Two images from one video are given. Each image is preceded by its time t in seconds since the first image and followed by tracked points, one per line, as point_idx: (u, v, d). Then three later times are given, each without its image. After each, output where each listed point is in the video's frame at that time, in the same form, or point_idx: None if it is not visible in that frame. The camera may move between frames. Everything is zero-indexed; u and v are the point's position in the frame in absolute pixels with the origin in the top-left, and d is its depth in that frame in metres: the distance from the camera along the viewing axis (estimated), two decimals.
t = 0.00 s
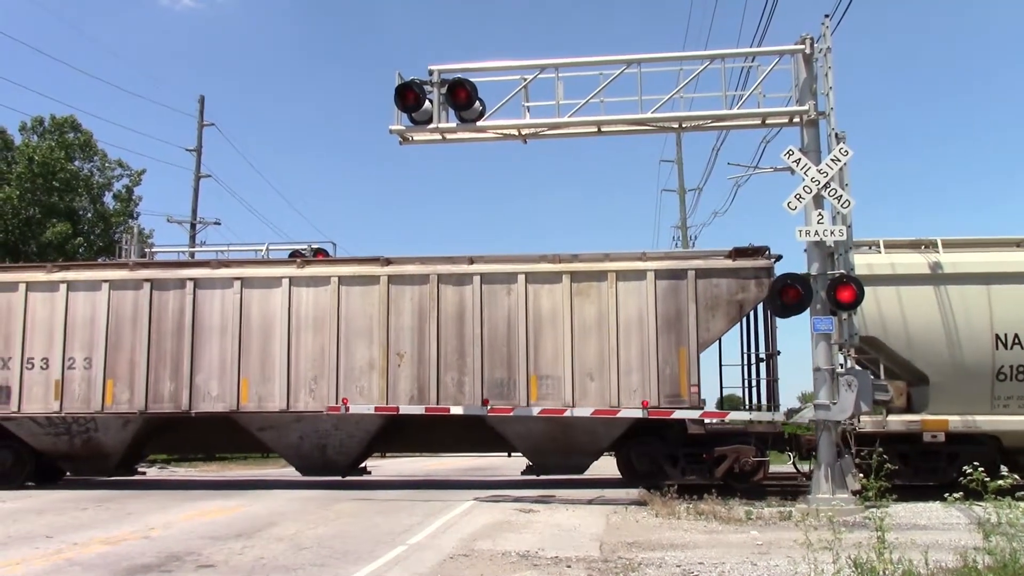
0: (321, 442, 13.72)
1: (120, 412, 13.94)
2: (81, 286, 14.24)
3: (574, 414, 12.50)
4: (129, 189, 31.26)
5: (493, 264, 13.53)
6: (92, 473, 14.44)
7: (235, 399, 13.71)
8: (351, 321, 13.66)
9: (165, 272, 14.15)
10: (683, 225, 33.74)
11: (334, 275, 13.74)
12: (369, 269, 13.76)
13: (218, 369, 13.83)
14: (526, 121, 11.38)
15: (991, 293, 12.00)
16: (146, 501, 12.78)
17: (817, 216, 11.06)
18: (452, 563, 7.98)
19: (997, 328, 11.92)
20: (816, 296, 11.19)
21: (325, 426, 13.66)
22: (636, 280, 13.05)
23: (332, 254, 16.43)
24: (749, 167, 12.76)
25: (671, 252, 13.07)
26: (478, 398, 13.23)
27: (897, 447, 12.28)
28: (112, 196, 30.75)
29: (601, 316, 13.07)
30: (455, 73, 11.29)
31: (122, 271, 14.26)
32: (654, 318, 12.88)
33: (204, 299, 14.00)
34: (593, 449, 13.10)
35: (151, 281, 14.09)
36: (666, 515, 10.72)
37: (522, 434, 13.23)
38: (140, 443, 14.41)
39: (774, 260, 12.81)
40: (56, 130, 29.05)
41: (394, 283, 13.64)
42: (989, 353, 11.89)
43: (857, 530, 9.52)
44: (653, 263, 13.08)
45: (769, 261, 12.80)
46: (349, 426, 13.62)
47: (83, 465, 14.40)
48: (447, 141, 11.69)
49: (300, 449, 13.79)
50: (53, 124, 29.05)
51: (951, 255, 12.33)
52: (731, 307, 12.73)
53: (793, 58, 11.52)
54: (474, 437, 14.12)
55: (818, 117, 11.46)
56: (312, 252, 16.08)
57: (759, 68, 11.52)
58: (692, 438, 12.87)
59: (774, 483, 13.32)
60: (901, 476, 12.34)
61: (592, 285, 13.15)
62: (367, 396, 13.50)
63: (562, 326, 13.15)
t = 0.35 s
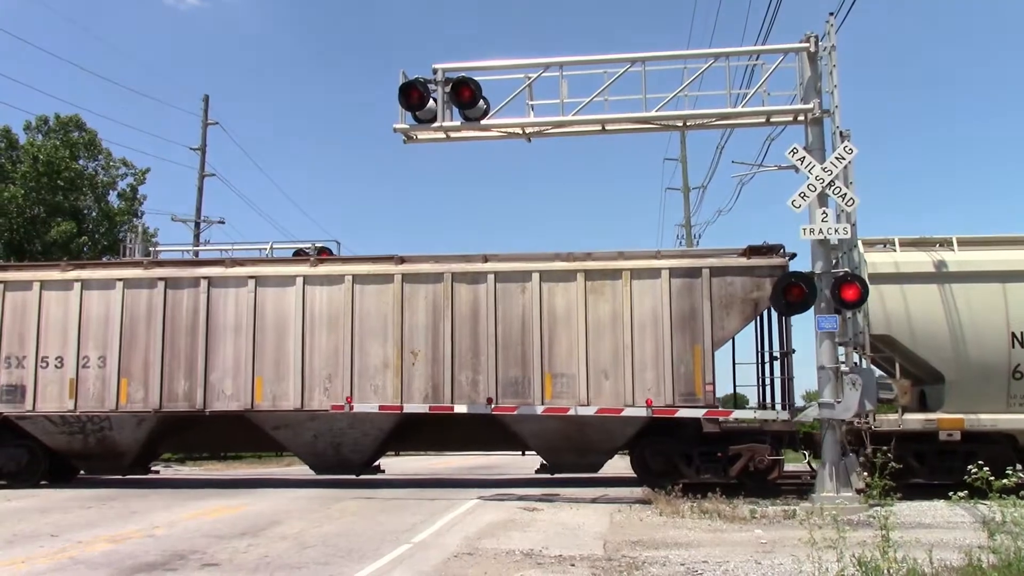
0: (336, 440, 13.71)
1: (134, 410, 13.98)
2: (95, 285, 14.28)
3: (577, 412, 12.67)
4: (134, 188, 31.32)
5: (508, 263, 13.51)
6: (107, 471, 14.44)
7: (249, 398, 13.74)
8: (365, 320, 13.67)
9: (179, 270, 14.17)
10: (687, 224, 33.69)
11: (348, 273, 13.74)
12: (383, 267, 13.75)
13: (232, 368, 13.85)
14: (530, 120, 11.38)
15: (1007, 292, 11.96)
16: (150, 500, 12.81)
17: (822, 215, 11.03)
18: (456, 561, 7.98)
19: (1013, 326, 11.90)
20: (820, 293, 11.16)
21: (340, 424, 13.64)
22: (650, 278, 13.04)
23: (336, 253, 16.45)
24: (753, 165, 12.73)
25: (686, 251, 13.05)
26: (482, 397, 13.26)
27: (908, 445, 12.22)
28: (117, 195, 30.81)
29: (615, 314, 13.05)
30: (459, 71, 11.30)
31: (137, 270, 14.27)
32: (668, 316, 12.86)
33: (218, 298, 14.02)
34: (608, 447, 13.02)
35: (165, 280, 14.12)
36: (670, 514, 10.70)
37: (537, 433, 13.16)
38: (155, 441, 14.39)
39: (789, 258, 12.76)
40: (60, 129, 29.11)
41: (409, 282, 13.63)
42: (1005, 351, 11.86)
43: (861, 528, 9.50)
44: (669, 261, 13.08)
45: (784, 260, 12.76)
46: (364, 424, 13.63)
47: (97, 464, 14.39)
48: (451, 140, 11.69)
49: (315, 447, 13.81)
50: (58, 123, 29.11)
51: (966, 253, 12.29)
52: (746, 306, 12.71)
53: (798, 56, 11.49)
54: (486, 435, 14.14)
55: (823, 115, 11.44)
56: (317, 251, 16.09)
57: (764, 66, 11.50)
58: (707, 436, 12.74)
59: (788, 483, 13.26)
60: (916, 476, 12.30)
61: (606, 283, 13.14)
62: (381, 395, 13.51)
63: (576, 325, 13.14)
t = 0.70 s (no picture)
0: (349, 438, 13.75)
1: (147, 409, 14.00)
2: (107, 284, 14.29)
3: (579, 410, 12.50)
4: (136, 186, 31.36)
5: (520, 261, 13.50)
6: (118, 470, 14.48)
7: (262, 396, 13.76)
8: (377, 318, 13.67)
9: (190, 269, 14.17)
10: (690, 222, 33.65)
11: (360, 272, 13.72)
12: (396, 266, 13.74)
13: (245, 366, 13.87)
14: (532, 118, 11.38)
15: (1021, 288, 11.95)
16: (153, 499, 12.83)
17: (824, 212, 11.00)
18: (460, 560, 7.98)
19: None
20: (822, 292, 11.17)
21: (352, 423, 13.67)
22: (663, 277, 13.02)
23: (337, 251, 16.44)
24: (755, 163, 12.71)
25: (699, 248, 13.02)
26: (484, 396, 13.30)
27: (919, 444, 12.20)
28: (119, 194, 30.83)
29: (628, 313, 13.05)
30: (461, 70, 11.29)
31: (149, 268, 14.29)
32: (681, 315, 12.85)
33: (230, 297, 14.03)
34: (619, 445, 13.00)
35: (177, 279, 14.12)
36: (673, 512, 10.70)
37: (549, 430, 13.15)
38: (167, 439, 14.46)
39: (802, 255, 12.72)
40: (63, 128, 29.13)
41: (421, 280, 13.63)
42: (1019, 347, 11.87)
43: (864, 527, 9.49)
44: (681, 259, 13.04)
45: (798, 257, 12.70)
46: (376, 424, 13.65)
47: (109, 463, 14.44)
48: (453, 138, 11.68)
49: (328, 446, 13.85)
50: (60, 122, 29.15)
51: (981, 251, 12.20)
52: (759, 304, 12.70)
53: (800, 54, 11.47)
54: (498, 433, 14.07)
55: (825, 113, 11.42)
56: (319, 250, 16.09)
57: (766, 64, 11.49)
58: (719, 434, 12.72)
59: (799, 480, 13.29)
60: (927, 475, 12.30)
61: (618, 282, 13.14)
62: (393, 393, 13.52)
63: (589, 322, 13.14)
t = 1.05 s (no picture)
0: (361, 436, 13.79)
1: (159, 408, 14.02)
2: (118, 283, 14.30)
3: (582, 408, 12.46)
4: (137, 185, 31.38)
5: (532, 258, 13.48)
6: (130, 469, 14.51)
7: (275, 394, 13.76)
8: (388, 316, 13.68)
9: (202, 268, 14.20)
10: (691, 220, 33.62)
11: (372, 270, 13.74)
12: (408, 264, 13.75)
13: (257, 365, 13.87)
14: (534, 115, 11.38)
15: None
16: (156, 497, 12.84)
17: (825, 210, 10.99)
18: (461, 558, 7.99)
19: None
20: (825, 289, 11.11)
21: (364, 421, 13.70)
22: (675, 274, 13.02)
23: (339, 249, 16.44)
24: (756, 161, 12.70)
25: (712, 246, 13.01)
26: (485, 394, 13.33)
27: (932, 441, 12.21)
28: (121, 192, 30.86)
29: (640, 310, 13.05)
30: (462, 68, 11.29)
31: (159, 267, 14.31)
32: (694, 312, 12.85)
33: (242, 295, 14.04)
34: (632, 442, 13.02)
35: (189, 277, 14.14)
36: (675, 510, 10.70)
37: (561, 428, 13.17)
38: (179, 438, 14.47)
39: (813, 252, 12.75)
40: (64, 127, 29.16)
41: (433, 278, 13.64)
42: None
43: (866, 524, 9.50)
44: (692, 257, 13.03)
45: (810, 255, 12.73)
46: (388, 421, 13.65)
47: (121, 461, 14.48)
48: (455, 136, 11.67)
49: (340, 444, 13.88)
50: (62, 121, 29.17)
51: (996, 247, 12.21)
52: (771, 301, 12.72)
53: (801, 51, 11.45)
54: (510, 431, 14.09)
55: (826, 110, 11.40)
56: (321, 249, 16.09)
57: (767, 61, 11.47)
58: (731, 432, 12.75)
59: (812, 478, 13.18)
60: (938, 472, 12.38)
61: (630, 279, 13.13)
62: (406, 391, 13.54)
63: (601, 320, 13.13)
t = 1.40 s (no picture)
0: (372, 434, 13.78)
1: (170, 406, 14.03)
2: (129, 282, 14.30)
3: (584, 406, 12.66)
4: (138, 184, 31.38)
5: (544, 256, 13.45)
6: (141, 467, 14.53)
7: (285, 392, 13.76)
8: (400, 313, 13.69)
9: (213, 266, 14.20)
10: (692, 217, 33.59)
11: (384, 268, 13.74)
12: (418, 262, 13.74)
13: (268, 364, 13.88)
14: (534, 113, 11.37)
15: None
16: (157, 495, 12.85)
17: (826, 207, 10.99)
18: (462, 556, 7.99)
19: None
20: (826, 287, 11.11)
21: (376, 419, 13.67)
22: (686, 272, 13.01)
23: (340, 248, 16.43)
24: (757, 158, 12.69)
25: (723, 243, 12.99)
26: (486, 392, 13.34)
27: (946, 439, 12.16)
28: (122, 191, 30.86)
29: (652, 308, 13.04)
30: (462, 66, 11.28)
31: (170, 266, 14.28)
32: (705, 310, 12.84)
33: (253, 294, 14.04)
34: (642, 441, 13.07)
35: (200, 275, 14.14)
36: (676, 507, 10.70)
37: (573, 427, 13.18)
38: (190, 437, 14.47)
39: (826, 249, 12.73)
40: (65, 126, 29.17)
41: (444, 276, 13.63)
42: None
43: (867, 521, 9.49)
44: (705, 253, 13.00)
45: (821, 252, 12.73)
46: (400, 419, 13.62)
47: (132, 459, 14.50)
48: (456, 134, 11.66)
49: (351, 441, 13.88)
50: (62, 120, 29.17)
51: (1007, 244, 12.12)
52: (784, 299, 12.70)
53: (801, 49, 11.43)
54: (522, 429, 14.09)
55: (827, 107, 11.38)
56: (322, 247, 16.08)
57: (767, 58, 11.46)
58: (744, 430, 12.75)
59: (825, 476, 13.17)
60: (953, 470, 12.22)
61: (642, 277, 13.12)
62: (417, 389, 13.54)
63: (612, 318, 13.13)
